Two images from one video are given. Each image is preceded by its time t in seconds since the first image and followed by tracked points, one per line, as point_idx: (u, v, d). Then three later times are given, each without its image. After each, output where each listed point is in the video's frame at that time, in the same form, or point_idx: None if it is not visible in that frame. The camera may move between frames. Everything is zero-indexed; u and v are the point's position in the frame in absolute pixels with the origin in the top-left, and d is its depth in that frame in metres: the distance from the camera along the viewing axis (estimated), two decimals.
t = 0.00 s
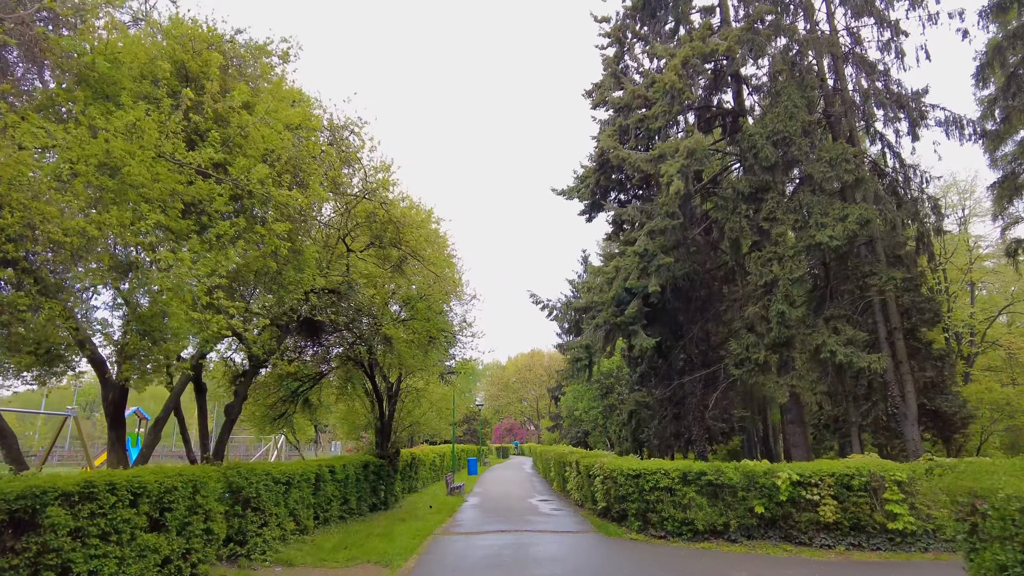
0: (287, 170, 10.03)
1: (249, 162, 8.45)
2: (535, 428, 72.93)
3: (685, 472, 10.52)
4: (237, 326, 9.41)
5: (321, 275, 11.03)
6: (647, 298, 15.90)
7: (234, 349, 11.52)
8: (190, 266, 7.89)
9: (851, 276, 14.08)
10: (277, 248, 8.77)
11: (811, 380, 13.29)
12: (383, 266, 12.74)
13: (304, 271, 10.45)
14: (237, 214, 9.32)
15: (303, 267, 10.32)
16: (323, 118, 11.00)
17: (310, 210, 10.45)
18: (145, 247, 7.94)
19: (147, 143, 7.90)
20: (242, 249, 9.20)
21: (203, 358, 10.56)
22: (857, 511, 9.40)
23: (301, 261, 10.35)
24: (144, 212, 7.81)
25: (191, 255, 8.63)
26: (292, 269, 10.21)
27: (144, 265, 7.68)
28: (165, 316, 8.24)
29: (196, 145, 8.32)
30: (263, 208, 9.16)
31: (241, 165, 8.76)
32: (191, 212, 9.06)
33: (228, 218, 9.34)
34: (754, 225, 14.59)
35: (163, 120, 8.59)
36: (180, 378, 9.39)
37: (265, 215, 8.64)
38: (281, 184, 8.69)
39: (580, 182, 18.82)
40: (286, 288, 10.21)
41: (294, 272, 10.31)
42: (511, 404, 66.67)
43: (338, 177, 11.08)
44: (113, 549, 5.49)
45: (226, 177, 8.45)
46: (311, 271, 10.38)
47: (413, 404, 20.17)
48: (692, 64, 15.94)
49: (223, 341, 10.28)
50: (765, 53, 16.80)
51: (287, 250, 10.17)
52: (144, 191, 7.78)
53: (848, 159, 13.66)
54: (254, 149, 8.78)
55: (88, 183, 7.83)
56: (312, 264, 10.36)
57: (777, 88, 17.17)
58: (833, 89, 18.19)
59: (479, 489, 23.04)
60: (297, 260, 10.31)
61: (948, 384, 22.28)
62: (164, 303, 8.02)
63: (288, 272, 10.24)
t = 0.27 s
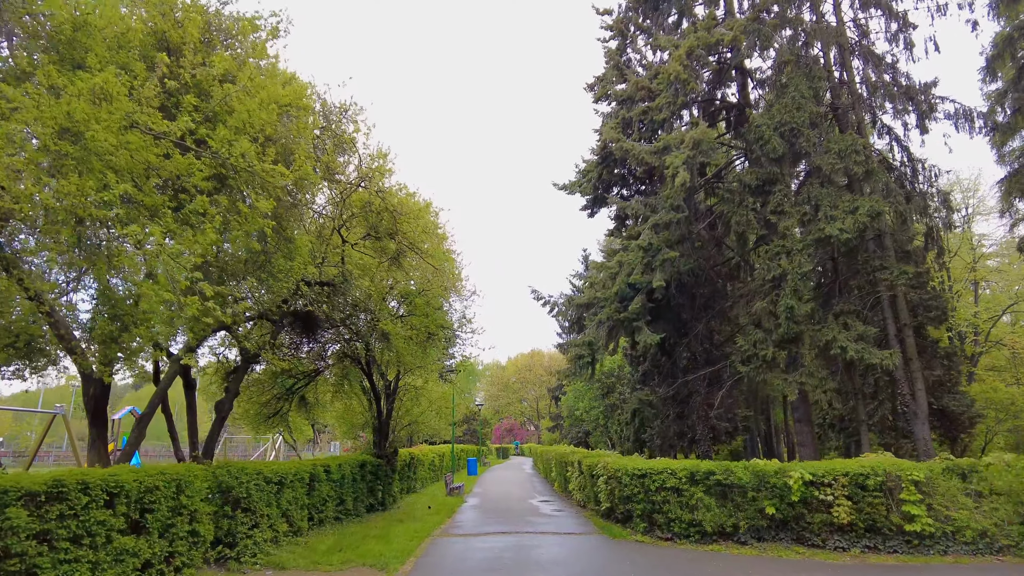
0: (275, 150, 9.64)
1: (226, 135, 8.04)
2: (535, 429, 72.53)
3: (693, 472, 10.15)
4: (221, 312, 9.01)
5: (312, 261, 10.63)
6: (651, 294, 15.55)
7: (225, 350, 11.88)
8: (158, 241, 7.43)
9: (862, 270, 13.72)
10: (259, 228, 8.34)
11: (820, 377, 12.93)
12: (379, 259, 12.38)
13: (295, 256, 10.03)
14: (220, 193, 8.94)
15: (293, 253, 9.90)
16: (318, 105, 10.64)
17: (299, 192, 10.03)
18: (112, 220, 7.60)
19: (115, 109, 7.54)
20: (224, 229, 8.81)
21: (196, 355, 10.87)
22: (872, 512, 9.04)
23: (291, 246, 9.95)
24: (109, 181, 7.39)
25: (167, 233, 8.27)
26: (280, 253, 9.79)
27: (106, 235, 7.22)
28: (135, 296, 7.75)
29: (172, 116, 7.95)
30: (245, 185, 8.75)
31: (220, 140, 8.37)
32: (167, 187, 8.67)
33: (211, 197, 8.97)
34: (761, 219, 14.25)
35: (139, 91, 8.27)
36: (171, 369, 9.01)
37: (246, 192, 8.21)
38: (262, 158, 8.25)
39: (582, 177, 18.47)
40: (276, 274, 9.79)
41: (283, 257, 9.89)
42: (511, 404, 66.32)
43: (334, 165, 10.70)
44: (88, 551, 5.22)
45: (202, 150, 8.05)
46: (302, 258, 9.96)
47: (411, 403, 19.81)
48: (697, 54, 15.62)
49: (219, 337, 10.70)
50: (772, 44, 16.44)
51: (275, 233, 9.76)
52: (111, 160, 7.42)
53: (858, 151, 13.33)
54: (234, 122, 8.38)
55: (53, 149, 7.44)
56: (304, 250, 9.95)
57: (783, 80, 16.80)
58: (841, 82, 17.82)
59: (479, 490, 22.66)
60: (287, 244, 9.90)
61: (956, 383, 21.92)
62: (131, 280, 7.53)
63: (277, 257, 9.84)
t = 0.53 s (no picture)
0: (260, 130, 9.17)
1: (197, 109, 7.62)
2: (535, 429, 72.18)
3: (701, 474, 9.78)
4: (205, 303, 8.65)
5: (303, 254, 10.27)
6: (655, 292, 15.19)
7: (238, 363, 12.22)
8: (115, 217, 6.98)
9: (872, 267, 13.34)
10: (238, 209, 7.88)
11: (830, 377, 12.57)
12: (374, 253, 12.02)
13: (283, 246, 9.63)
14: (199, 175, 8.56)
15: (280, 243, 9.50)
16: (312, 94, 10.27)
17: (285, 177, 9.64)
18: (74, 194, 7.31)
19: (76, 77, 7.18)
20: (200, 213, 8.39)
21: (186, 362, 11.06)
22: (888, 518, 8.68)
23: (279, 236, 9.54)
24: (66, 153, 7.06)
25: (139, 212, 7.88)
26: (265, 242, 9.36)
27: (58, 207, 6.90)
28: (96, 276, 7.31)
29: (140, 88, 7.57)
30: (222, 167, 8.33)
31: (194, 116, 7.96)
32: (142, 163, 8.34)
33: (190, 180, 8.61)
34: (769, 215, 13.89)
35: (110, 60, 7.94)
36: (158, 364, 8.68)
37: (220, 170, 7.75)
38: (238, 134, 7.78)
39: (584, 172, 18.13)
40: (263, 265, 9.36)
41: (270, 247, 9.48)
42: (511, 404, 65.94)
43: (330, 156, 10.28)
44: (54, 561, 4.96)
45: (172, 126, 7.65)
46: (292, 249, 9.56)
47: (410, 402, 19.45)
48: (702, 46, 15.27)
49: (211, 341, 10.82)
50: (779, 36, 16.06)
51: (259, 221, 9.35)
52: (69, 131, 7.10)
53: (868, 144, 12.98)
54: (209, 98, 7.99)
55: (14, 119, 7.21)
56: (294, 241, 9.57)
57: (791, 73, 16.42)
58: (849, 76, 17.42)
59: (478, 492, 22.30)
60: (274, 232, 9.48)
61: (963, 384, 21.53)
62: (88, 258, 7.11)
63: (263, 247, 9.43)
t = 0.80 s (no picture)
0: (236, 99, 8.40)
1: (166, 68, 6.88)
2: (535, 429, 71.84)
3: (707, 473, 9.44)
4: (188, 292, 8.25)
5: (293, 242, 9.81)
6: (657, 287, 14.86)
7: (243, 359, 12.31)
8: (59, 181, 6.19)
9: (880, 259, 13.00)
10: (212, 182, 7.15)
11: (839, 373, 12.21)
12: (368, 244, 11.63)
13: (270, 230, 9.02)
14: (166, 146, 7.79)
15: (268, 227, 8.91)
16: (304, 79, 9.89)
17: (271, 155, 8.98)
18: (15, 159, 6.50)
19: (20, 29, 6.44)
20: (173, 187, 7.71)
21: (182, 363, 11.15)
22: (902, 517, 8.32)
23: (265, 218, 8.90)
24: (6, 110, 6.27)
25: (94, 183, 7.11)
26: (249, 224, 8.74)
27: None
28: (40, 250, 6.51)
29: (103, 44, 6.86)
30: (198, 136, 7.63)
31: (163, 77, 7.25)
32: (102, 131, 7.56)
33: (160, 154, 7.92)
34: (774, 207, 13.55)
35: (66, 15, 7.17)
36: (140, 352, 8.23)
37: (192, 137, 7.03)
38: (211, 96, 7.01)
39: (584, 166, 17.80)
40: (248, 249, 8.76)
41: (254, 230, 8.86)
42: (511, 404, 65.58)
43: (322, 142, 9.87)
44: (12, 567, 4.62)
45: (136, 88, 6.91)
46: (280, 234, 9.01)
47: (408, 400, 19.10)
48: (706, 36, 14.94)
49: (205, 338, 10.76)
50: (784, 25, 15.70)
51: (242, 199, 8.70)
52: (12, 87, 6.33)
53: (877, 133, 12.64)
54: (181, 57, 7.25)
55: None
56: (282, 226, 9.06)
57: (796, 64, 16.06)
58: (855, 67, 17.06)
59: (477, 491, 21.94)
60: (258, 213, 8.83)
61: (970, 382, 21.16)
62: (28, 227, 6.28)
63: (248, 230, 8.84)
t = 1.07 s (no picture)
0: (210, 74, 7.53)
1: (123, 30, 6.10)
2: (535, 429, 71.54)
3: (713, 476, 9.09)
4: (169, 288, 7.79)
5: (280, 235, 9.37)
6: (659, 284, 14.51)
7: (235, 359, 12.10)
8: None
9: (889, 255, 12.65)
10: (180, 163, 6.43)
11: (847, 373, 11.84)
12: (362, 239, 11.25)
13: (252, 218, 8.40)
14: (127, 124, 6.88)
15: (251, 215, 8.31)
16: (294, 67, 9.51)
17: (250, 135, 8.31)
18: None
19: None
20: (140, 167, 7.02)
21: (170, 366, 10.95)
22: (918, 523, 7.93)
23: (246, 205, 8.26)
24: None
25: (39, 162, 6.15)
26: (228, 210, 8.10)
27: None
28: None
29: None
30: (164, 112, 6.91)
31: (124, 43, 6.49)
32: (47, 98, 6.49)
33: (120, 130, 6.97)
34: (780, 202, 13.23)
35: None
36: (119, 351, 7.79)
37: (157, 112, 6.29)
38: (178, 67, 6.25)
39: (584, 161, 17.46)
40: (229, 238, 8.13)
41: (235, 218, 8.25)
42: (511, 404, 65.24)
43: (312, 132, 9.45)
44: None
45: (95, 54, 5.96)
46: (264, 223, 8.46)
47: (405, 401, 18.73)
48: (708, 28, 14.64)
49: (193, 337, 10.51)
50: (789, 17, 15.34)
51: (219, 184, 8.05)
52: None
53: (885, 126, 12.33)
54: (143, 19, 6.48)
55: None
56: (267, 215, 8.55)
57: (800, 57, 15.73)
58: (861, 60, 16.70)
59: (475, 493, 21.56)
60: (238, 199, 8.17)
61: (977, 381, 20.77)
62: None
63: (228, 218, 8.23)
